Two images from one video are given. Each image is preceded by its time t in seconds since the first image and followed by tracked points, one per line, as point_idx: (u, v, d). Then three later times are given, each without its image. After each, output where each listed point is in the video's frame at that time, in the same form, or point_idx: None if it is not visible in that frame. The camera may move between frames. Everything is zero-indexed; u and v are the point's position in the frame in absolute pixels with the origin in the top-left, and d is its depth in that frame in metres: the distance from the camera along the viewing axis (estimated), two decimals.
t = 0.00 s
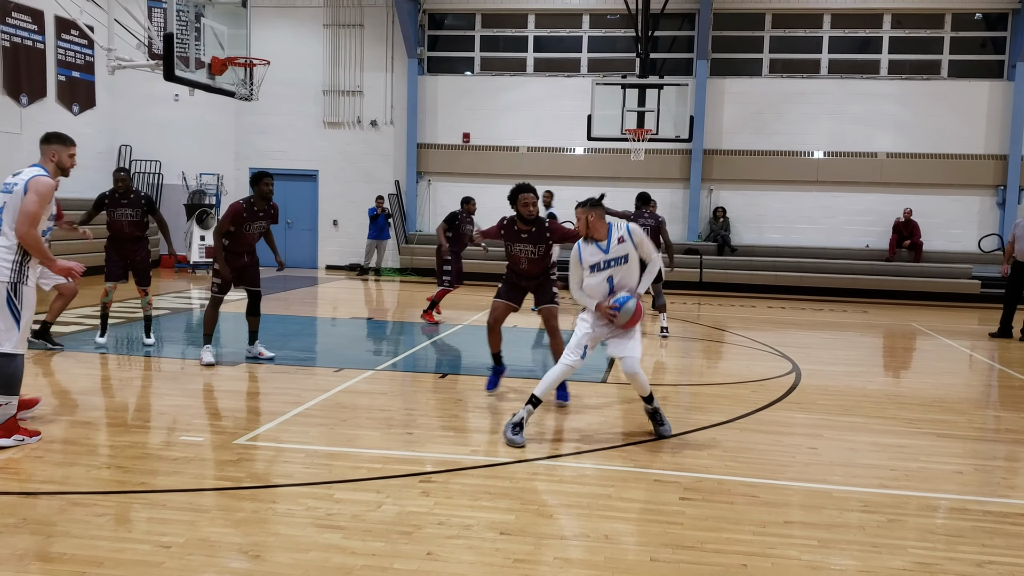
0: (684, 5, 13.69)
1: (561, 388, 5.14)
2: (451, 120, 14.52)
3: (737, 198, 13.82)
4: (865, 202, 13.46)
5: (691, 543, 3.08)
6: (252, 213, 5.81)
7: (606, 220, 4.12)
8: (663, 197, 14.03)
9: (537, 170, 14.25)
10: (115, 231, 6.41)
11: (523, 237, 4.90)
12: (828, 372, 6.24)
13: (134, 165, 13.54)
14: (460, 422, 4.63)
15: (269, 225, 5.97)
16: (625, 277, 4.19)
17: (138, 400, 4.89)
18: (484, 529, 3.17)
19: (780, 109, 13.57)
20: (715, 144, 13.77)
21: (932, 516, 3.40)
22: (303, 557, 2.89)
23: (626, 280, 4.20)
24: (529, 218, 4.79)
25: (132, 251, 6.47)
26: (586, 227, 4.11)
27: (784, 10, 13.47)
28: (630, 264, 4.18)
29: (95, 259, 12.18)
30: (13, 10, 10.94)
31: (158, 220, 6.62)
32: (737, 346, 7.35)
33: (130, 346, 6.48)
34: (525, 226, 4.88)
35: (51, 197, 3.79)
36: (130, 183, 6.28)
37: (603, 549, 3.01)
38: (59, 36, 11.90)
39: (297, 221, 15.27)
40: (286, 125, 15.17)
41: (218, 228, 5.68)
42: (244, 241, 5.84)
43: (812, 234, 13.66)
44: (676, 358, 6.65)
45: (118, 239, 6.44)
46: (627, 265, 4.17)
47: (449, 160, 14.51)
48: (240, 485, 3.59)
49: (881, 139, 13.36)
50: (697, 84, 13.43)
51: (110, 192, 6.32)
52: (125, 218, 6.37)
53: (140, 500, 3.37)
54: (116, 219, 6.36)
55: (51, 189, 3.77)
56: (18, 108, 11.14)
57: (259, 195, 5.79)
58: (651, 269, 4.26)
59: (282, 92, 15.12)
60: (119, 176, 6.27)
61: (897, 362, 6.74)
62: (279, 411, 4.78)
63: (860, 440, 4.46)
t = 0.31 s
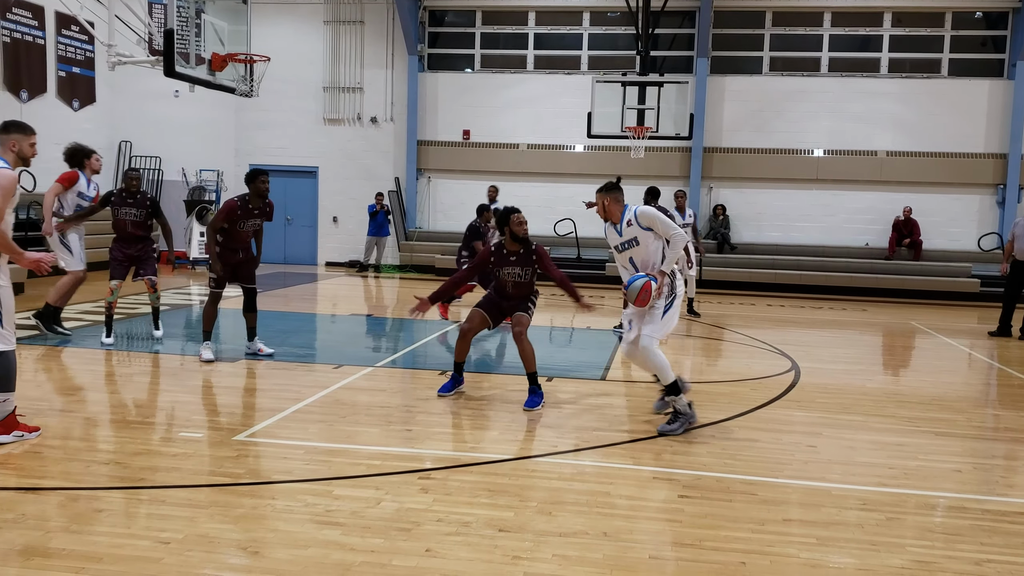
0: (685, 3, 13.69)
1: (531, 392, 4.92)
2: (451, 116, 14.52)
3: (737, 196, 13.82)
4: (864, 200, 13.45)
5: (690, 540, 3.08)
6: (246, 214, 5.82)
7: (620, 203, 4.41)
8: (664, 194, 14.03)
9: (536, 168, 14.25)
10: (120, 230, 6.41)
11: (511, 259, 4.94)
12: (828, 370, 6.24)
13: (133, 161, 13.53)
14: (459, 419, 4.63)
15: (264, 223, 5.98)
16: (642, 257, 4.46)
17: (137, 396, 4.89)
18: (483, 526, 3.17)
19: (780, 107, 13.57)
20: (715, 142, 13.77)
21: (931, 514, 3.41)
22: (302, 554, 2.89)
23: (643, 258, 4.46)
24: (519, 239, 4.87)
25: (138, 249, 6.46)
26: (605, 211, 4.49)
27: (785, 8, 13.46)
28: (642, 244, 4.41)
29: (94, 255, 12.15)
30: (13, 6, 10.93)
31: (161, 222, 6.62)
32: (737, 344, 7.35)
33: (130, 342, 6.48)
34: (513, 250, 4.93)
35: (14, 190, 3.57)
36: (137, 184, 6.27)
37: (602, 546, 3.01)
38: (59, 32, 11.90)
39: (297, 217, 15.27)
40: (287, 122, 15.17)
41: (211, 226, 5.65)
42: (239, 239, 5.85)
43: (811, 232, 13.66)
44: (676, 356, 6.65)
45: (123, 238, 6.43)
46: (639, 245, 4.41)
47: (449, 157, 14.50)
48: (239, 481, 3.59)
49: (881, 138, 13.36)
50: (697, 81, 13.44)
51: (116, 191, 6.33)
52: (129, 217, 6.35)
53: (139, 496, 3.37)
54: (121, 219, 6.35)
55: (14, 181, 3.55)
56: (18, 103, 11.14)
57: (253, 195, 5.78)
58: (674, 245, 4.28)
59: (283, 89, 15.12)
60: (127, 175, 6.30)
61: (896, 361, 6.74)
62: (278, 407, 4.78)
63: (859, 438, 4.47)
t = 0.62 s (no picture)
0: (684, 3, 13.70)
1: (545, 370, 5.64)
2: (451, 116, 14.51)
3: (736, 196, 13.82)
4: (863, 200, 13.46)
5: (689, 540, 3.08)
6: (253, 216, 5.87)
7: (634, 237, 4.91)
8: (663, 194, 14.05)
9: (536, 168, 14.25)
10: (144, 226, 6.44)
11: (517, 257, 5.14)
12: (827, 371, 6.24)
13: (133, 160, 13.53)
14: (458, 419, 4.64)
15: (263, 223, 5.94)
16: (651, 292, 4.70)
17: (136, 395, 4.89)
18: (481, 526, 3.17)
19: (779, 107, 13.58)
20: (714, 142, 13.78)
21: (929, 514, 3.41)
22: (300, 553, 2.89)
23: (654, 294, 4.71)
24: (530, 241, 5.06)
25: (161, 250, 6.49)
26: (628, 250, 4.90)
27: (785, 8, 13.47)
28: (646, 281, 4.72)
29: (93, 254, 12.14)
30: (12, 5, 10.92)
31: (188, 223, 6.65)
32: (736, 344, 7.35)
33: (129, 341, 6.49)
34: (519, 248, 5.12)
35: None
36: (170, 184, 6.33)
37: (600, 546, 3.01)
38: (59, 31, 11.92)
39: (297, 217, 15.27)
40: (286, 121, 15.16)
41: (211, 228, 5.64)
42: (240, 239, 5.86)
43: (810, 233, 13.67)
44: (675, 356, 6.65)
45: (147, 234, 6.46)
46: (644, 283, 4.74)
47: (448, 157, 14.50)
48: (238, 481, 3.59)
49: (880, 138, 13.37)
50: (697, 82, 13.44)
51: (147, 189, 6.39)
52: (156, 215, 6.40)
53: (138, 495, 3.37)
54: (148, 216, 6.40)
55: None
56: (17, 103, 11.14)
57: (256, 195, 5.77)
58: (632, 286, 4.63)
59: (282, 88, 15.12)
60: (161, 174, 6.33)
61: (895, 361, 6.75)
62: (277, 407, 4.78)
63: (858, 438, 4.47)
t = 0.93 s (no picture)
0: (684, 3, 13.70)
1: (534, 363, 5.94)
2: (451, 116, 14.51)
3: (736, 196, 13.82)
4: (863, 201, 13.46)
5: (689, 540, 3.08)
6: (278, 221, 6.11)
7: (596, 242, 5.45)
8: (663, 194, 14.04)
9: (536, 168, 14.25)
10: (169, 229, 6.88)
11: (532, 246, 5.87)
12: (827, 371, 6.24)
13: (133, 160, 13.53)
14: (458, 419, 4.63)
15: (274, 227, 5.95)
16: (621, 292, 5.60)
17: (136, 395, 4.89)
18: (481, 526, 3.17)
19: (778, 107, 13.58)
20: (714, 142, 13.77)
21: (929, 514, 3.41)
22: (300, 553, 2.89)
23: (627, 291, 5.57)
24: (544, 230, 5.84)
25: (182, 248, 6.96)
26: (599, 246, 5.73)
27: (785, 8, 13.47)
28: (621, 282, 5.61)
29: (94, 254, 12.12)
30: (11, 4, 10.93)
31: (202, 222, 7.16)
32: (736, 344, 7.35)
33: (128, 341, 6.48)
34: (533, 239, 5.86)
35: None
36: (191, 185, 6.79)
37: (600, 546, 3.01)
38: (59, 30, 11.93)
39: (297, 216, 15.27)
40: (286, 121, 15.16)
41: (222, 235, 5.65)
42: (252, 244, 5.85)
43: (811, 232, 13.66)
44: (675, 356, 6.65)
45: (172, 235, 6.92)
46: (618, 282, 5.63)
47: (448, 156, 14.50)
48: (238, 480, 3.59)
49: (881, 138, 13.36)
50: (697, 82, 13.43)
51: (168, 192, 6.82)
52: (180, 216, 6.85)
53: (138, 495, 3.37)
54: (173, 218, 6.83)
55: None
56: (17, 102, 11.14)
57: (267, 198, 5.76)
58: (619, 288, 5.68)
59: (282, 88, 15.11)
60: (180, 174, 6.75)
61: (894, 361, 6.75)
62: (276, 407, 4.77)
63: (858, 438, 4.47)
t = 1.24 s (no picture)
0: (684, 3, 13.70)
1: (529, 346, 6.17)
2: (451, 115, 14.50)
3: (736, 196, 13.81)
4: (864, 201, 13.46)
5: (689, 540, 3.08)
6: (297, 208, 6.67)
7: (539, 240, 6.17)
8: (663, 194, 14.04)
9: (536, 168, 14.25)
10: (190, 221, 7.03)
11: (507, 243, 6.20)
12: (827, 370, 6.24)
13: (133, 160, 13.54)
14: (458, 419, 4.63)
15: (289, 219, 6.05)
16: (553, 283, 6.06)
17: (135, 394, 4.89)
18: (482, 525, 3.17)
19: (779, 107, 13.57)
20: (714, 142, 13.77)
21: (929, 514, 3.41)
22: (300, 553, 2.89)
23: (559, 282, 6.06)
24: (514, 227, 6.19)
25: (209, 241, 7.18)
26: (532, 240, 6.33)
27: (785, 8, 13.47)
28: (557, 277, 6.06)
29: (95, 254, 12.12)
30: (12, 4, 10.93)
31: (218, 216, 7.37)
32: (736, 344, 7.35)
33: (129, 340, 6.47)
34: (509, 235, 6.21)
35: None
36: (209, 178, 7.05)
37: (600, 546, 3.01)
38: (59, 30, 11.93)
39: (297, 216, 15.28)
40: (286, 120, 15.15)
41: (246, 226, 5.64)
42: (272, 236, 5.90)
43: (811, 232, 13.66)
44: (675, 356, 6.65)
45: (192, 228, 7.05)
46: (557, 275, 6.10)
47: (448, 156, 14.50)
48: (239, 480, 3.59)
49: (881, 138, 13.36)
50: (697, 81, 13.41)
51: (189, 186, 7.02)
52: (203, 209, 7.06)
53: (138, 495, 3.37)
54: (195, 211, 7.01)
55: None
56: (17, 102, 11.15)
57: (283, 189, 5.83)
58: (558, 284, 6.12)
59: (281, 88, 15.11)
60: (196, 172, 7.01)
61: (894, 361, 6.76)
62: (276, 407, 4.77)
63: (857, 438, 4.48)
